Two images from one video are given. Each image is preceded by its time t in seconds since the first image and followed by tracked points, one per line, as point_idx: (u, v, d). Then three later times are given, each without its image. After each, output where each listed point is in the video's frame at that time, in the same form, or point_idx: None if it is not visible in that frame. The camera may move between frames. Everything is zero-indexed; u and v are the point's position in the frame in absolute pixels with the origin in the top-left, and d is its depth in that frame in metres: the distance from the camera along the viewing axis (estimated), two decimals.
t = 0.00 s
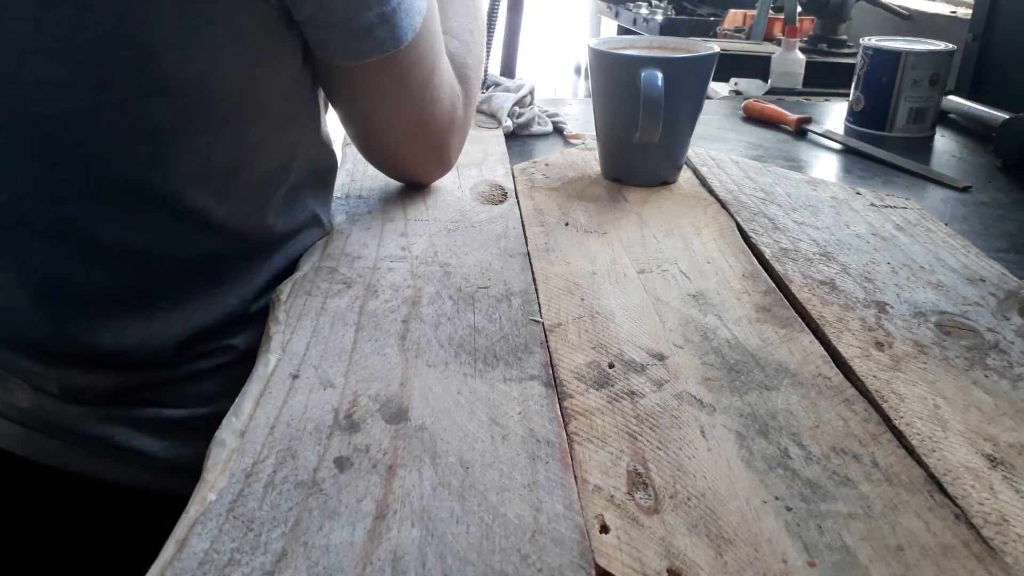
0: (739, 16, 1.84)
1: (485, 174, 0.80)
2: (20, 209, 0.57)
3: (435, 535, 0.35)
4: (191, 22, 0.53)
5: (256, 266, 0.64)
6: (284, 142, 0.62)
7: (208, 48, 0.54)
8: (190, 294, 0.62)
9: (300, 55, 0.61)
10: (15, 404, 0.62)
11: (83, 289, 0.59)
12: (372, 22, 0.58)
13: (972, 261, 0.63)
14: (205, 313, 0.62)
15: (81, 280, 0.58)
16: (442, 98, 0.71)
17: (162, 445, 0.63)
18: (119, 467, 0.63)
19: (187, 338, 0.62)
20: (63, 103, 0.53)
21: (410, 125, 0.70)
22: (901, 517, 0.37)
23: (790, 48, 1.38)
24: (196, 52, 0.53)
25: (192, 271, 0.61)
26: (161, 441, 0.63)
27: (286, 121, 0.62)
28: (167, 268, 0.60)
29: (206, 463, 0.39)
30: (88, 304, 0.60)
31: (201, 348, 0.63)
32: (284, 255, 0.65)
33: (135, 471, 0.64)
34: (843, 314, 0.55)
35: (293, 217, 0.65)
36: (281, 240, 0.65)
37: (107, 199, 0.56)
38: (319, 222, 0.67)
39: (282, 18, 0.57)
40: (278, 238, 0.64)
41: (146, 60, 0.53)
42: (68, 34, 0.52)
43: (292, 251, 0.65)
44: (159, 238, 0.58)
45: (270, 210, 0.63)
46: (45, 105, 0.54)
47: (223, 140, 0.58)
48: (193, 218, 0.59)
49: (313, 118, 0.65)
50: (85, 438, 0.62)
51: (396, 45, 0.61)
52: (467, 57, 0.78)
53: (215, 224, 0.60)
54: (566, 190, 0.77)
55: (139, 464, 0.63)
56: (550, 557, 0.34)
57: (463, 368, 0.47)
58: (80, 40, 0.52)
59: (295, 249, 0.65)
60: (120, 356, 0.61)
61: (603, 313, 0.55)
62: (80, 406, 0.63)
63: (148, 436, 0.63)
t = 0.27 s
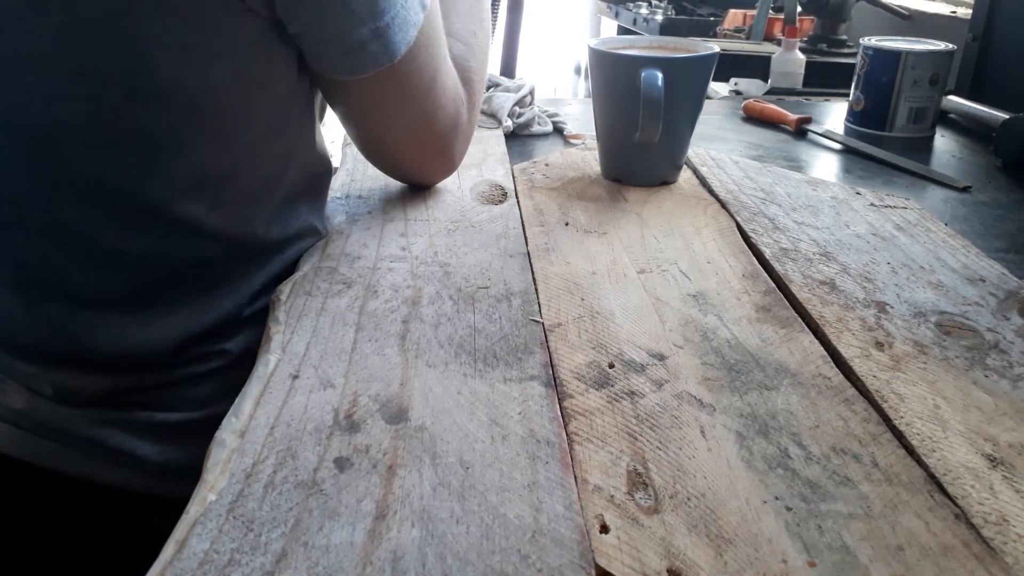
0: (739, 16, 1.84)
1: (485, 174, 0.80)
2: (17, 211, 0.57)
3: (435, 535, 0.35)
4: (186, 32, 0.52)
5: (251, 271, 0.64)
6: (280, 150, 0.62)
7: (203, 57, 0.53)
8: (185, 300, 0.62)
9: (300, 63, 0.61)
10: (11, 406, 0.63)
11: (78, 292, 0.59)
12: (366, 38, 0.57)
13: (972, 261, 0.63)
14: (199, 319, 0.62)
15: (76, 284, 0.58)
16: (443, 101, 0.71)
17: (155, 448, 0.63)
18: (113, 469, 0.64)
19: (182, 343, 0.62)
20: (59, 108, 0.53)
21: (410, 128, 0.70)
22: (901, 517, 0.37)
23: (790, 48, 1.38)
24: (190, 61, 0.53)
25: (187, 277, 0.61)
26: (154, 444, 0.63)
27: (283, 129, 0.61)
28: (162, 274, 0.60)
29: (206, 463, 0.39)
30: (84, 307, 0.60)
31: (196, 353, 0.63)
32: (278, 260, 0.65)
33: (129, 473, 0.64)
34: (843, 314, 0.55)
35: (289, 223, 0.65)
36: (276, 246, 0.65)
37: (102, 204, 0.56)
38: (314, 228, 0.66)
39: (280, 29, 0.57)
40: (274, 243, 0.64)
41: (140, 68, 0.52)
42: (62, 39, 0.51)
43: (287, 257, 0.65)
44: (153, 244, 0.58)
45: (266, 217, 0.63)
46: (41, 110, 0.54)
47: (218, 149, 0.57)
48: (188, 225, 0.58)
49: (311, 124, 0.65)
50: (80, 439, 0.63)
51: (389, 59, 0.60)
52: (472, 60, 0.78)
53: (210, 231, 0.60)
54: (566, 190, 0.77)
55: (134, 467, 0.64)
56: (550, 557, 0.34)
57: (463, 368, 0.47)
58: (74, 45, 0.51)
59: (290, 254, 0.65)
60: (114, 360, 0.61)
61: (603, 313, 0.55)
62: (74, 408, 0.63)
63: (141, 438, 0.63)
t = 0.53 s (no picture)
0: (739, 16, 1.84)
1: (485, 174, 0.80)
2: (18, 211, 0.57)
3: (435, 535, 0.35)
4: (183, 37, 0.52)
5: (251, 275, 0.64)
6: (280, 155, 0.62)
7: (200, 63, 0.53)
8: (185, 304, 0.62)
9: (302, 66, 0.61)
10: (8, 406, 0.63)
11: (77, 293, 0.59)
12: (372, 45, 0.58)
13: (972, 261, 0.63)
14: (199, 322, 0.62)
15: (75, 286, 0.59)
16: (445, 102, 0.71)
17: (153, 448, 0.63)
18: (110, 469, 0.64)
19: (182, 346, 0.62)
20: (58, 111, 0.54)
21: (411, 129, 0.70)
22: (901, 517, 0.37)
23: (790, 48, 1.38)
24: (188, 66, 0.53)
25: (185, 281, 0.61)
26: (152, 444, 0.64)
27: (283, 134, 0.61)
28: (161, 278, 0.60)
29: (206, 463, 0.39)
30: (84, 309, 0.60)
31: (195, 356, 0.63)
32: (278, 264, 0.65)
33: (127, 472, 0.64)
34: (843, 314, 0.55)
35: (288, 228, 0.65)
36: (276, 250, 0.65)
37: (101, 207, 0.57)
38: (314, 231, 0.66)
39: (281, 36, 0.57)
40: (274, 247, 0.64)
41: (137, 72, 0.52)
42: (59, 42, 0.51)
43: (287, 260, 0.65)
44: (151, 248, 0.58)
45: (265, 221, 0.63)
46: (40, 113, 0.54)
47: (216, 154, 0.57)
48: (186, 230, 0.58)
49: (312, 130, 0.65)
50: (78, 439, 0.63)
51: (395, 65, 0.61)
52: (473, 62, 0.78)
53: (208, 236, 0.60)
54: (566, 190, 0.77)
55: (132, 466, 0.64)
56: (550, 557, 0.34)
57: (463, 368, 0.47)
58: (72, 48, 0.51)
59: (290, 257, 0.65)
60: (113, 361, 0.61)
61: (603, 313, 0.55)
62: (70, 408, 0.63)
63: (139, 438, 0.63)
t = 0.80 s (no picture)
0: (739, 16, 1.84)
1: (485, 174, 0.80)
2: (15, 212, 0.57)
3: (435, 535, 0.35)
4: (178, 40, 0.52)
5: (248, 276, 0.64)
6: (276, 158, 0.62)
7: (195, 66, 0.54)
8: (180, 306, 0.62)
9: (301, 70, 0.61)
10: (4, 404, 0.64)
11: (73, 293, 0.59)
12: (365, 52, 0.58)
13: (972, 261, 0.63)
14: (195, 323, 0.62)
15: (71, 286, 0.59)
16: (445, 102, 0.71)
17: (148, 447, 0.63)
18: (108, 468, 0.64)
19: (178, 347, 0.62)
20: (54, 112, 0.54)
21: (411, 129, 0.70)
22: (901, 517, 0.37)
23: (790, 48, 1.38)
24: (183, 69, 0.53)
25: (180, 282, 0.61)
26: (147, 443, 0.63)
27: (279, 137, 0.61)
28: (156, 280, 0.60)
29: (206, 463, 0.39)
30: (80, 309, 0.60)
31: (191, 358, 0.63)
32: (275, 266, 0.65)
33: (125, 471, 0.64)
34: (843, 314, 0.55)
35: (284, 230, 0.65)
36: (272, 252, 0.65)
37: (96, 208, 0.57)
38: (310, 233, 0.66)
39: (278, 41, 0.57)
40: (270, 249, 0.64)
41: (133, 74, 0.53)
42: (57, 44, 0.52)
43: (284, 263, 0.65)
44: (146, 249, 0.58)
45: (261, 223, 0.63)
46: (36, 114, 0.54)
47: (211, 156, 0.57)
48: (180, 231, 0.58)
49: (308, 133, 0.65)
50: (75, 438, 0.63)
51: (386, 73, 0.61)
52: (474, 62, 0.78)
53: (203, 238, 0.60)
54: (566, 190, 0.77)
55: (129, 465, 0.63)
56: (550, 557, 0.34)
57: (463, 368, 0.47)
58: (71, 49, 0.52)
59: (286, 260, 0.65)
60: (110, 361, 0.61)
61: (603, 313, 0.55)
62: (68, 407, 0.63)
63: (134, 436, 0.63)
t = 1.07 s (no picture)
0: (739, 16, 1.84)
1: (485, 174, 0.80)
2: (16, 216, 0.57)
3: (435, 535, 0.35)
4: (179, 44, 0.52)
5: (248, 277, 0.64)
6: (276, 160, 0.62)
7: (196, 68, 0.54)
8: (181, 308, 0.62)
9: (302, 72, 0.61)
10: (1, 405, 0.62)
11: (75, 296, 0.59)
12: (369, 55, 0.58)
13: (972, 261, 0.63)
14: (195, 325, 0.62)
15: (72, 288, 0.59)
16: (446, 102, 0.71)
17: (149, 448, 0.63)
18: (108, 469, 0.63)
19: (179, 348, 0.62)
20: (54, 114, 0.54)
21: (410, 130, 0.70)
22: (900, 517, 0.37)
23: (790, 48, 1.38)
24: (182, 70, 0.53)
25: (183, 283, 0.61)
26: (147, 443, 0.63)
27: (279, 139, 0.61)
28: (157, 281, 0.60)
29: (206, 464, 0.39)
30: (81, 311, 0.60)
31: (191, 359, 0.63)
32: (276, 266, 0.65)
33: (124, 471, 0.64)
34: (843, 314, 0.55)
35: (284, 231, 0.65)
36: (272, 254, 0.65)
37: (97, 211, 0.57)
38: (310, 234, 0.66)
39: (277, 42, 0.57)
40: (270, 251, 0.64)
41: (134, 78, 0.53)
42: (57, 45, 0.52)
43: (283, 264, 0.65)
44: (148, 251, 0.59)
45: (260, 225, 0.63)
46: (36, 116, 0.54)
47: (211, 159, 0.57)
48: (179, 233, 0.58)
49: (308, 135, 0.65)
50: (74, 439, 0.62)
51: (389, 75, 0.61)
52: (475, 62, 0.78)
53: (204, 240, 0.60)
54: (566, 190, 0.77)
55: (129, 466, 0.63)
56: (550, 557, 0.34)
57: (463, 368, 0.47)
58: (70, 51, 0.52)
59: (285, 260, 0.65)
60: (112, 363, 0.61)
61: (603, 313, 0.55)
62: (66, 407, 0.63)
63: (134, 437, 0.63)
